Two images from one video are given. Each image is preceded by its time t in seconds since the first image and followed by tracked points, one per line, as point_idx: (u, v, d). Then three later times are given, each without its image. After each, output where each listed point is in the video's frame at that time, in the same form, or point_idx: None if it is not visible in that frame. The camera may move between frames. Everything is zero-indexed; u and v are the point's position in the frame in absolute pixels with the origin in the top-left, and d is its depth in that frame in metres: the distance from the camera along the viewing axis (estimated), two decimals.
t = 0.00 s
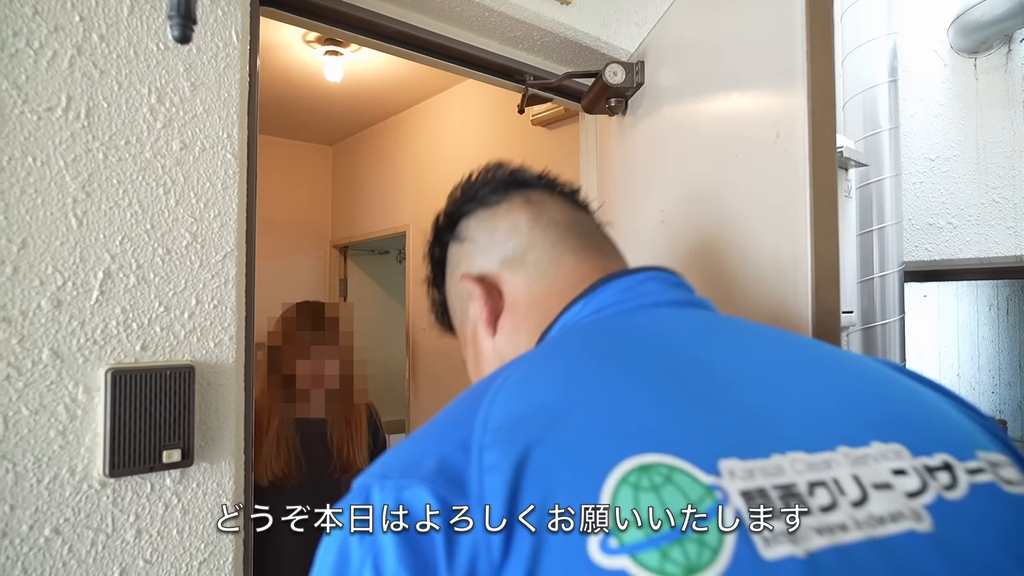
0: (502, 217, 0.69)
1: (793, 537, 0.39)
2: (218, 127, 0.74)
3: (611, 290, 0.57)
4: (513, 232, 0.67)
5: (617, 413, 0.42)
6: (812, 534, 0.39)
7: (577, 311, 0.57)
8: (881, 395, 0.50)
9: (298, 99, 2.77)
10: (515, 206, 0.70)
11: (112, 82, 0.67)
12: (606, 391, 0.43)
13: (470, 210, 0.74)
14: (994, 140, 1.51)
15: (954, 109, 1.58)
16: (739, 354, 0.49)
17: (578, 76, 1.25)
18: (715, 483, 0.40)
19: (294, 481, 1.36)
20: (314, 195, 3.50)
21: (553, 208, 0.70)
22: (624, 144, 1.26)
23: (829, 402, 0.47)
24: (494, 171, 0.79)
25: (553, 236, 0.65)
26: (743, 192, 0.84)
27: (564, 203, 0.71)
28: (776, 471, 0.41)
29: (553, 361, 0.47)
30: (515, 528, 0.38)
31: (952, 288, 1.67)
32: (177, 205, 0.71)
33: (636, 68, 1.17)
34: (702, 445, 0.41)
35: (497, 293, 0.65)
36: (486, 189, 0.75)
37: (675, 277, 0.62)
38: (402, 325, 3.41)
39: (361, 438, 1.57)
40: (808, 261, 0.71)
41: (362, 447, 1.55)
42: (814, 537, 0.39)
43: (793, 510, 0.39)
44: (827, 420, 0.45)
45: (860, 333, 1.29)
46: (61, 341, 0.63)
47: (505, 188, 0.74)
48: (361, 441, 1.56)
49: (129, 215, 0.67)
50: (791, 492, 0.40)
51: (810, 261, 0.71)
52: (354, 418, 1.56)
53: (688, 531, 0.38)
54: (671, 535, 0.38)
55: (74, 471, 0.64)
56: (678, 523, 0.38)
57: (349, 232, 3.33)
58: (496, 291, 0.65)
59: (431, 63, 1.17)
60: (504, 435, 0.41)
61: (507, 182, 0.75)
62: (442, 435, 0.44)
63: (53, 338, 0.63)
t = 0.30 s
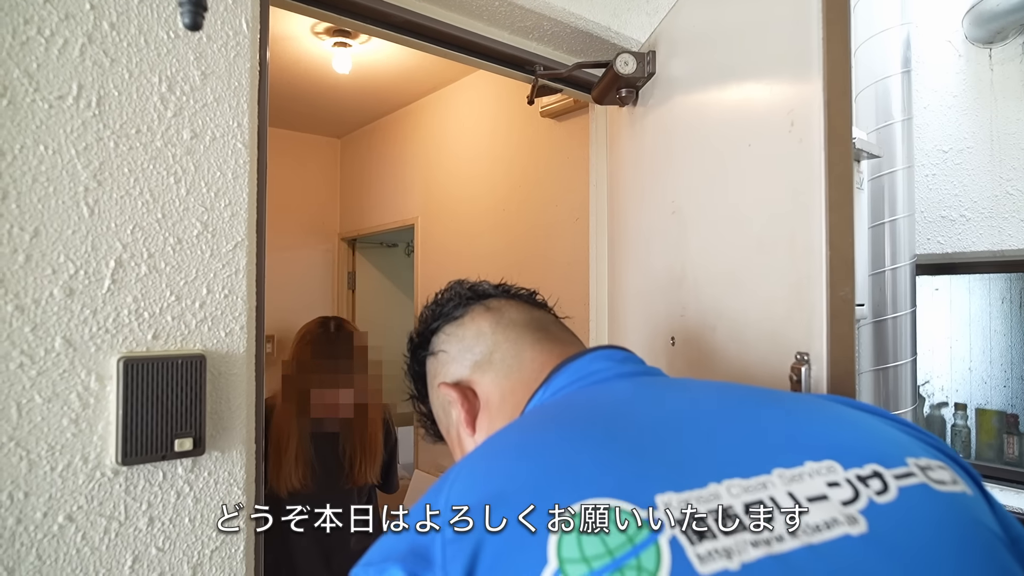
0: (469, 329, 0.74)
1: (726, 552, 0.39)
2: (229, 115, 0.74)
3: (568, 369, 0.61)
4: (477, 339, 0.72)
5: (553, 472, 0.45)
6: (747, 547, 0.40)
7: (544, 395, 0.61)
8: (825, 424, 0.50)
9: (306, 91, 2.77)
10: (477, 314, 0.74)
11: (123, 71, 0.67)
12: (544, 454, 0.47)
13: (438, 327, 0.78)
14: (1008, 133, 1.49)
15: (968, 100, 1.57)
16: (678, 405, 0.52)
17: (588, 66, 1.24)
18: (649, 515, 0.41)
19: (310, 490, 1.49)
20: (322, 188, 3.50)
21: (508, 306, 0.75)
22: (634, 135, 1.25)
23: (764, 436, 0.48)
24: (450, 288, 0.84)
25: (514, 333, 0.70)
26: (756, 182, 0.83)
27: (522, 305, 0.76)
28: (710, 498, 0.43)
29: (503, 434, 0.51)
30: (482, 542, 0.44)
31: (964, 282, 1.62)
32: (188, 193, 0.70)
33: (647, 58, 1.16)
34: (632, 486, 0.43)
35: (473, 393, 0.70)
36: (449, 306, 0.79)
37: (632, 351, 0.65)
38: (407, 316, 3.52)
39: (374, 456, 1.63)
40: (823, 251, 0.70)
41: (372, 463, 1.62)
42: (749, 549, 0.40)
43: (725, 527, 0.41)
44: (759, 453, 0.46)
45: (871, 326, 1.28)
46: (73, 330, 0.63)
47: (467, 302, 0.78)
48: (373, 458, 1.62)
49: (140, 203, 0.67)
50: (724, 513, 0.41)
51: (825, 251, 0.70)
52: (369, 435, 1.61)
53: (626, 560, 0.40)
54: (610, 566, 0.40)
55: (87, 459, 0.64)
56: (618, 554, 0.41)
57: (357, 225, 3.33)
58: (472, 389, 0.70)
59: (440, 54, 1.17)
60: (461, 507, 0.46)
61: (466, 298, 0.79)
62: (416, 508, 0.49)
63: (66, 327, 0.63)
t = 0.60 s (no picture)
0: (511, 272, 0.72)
1: (800, 529, 0.39)
2: (233, 96, 0.73)
3: (611, 332, 0.60)
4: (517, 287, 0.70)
5: (613, 438, 0.44)
6: (820, 524, 0.40)
7: (581, 359, 0.60)
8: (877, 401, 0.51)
9: (309, 78, 2.76)
10: (520, 259, 0.73)
11: (126, 50, 0.66)
12: (603, 420, 0.46)
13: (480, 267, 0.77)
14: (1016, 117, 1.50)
15: (977, 86, 1.55)
16: (733, 375, 0.51)
17: (593, 50, 1.23)
18: (718, 487, 0.41)
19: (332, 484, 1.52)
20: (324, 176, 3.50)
21: (554, 258, 0.73)
22: (639, 120, 1.24)
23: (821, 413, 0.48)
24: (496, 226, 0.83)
25: (559, 288, 0.68)
26: (765, 165, 0.83)
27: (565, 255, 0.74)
28: (780, 471, 0.43)
29: (555, 396, 0.50)
30: (532, 523, 0.41)
31: (970, 269, 1.60)
32: (193, 174, 0.70)
33: (654, 41, 1.14)
34: (697, 455, 0.43)
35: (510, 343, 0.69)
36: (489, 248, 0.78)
37: (673, 316, 0.64)
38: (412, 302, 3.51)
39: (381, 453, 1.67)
40: (833, 232, 0.70)
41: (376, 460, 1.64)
42: (822, 527, 0.40)
43: (799, 503, 0.41)
44: (818, 429, 0.47)
45: (875, 313, 1.27)
46: (80, 310, 0.64)
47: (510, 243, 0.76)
48: (379, 455, 1.65)
49: (145, 184, 0.67)
50: (795, 488, 0.42)
51: (835, 232, 0.70)
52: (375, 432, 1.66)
53: (695, 531, 0.39)
54: (679, 536, 0.39)
55: (95, 438, 0.64)
56: (686, 525, 0.39)
57: (360, 213, 3.33)
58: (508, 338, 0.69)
59: (444, 37, 1.16)
60: (516, 470, 0.44)
61: (511, 239, 0.77)
62: (437, 495, 0.47)
63: (73, 307, 0.63)
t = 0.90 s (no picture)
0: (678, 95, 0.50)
1: (966, 518, 0.35)
2: (233, 90, 0.73)
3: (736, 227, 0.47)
4: (679, 117, 0.50)
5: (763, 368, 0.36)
6: (987, 513, 0.36)
7: (690, 244, 0.48)
8: None
9: (307, 72, 2.75)
10: (696, 78, 0.50)
11: (127, 44, 0.66)
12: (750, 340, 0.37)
13: (624, 49, 0.55)
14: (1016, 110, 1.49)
15: (977, 80, 1.55)
16: (891, 300, 0.42)
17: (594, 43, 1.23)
18: (878, 453, 0.35)
19: (320, 454, 1.50)
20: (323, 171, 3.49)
21: (746, 102, 0.50)
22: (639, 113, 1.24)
23: (988, 365, 0.41)
24: None
25: (722, 156, 0.49)
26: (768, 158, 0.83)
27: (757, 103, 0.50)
28: (944, 441, 0.36)
29: (684, 304, 0.40)
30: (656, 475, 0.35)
31: (970, 263, 1.61)
32: (193, 168, 0.70)
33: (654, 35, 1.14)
34: (864, 412, 0.35)
35: (626, 183, 0.52)
36: (654, 24, 0.54)
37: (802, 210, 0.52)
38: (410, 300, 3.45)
39: (374, 419, 1.60)
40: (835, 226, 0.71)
41: (374, 431, 1.59)
42: (990, 518, 0.36)
43: (962, 487, 0.36)
44: (995, 389, 0.39)
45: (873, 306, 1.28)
46: (81, 304, 0.64)
47: (692, 40, 0.51)
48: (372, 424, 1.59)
49: (146, 177, 0.67)
50: (959, 466, 0.36)
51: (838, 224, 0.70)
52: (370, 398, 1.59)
53: (852, 505, 0.34)
54: (835, 507, 0.34)
55: (97, 431, 0.64)
56: (844, 495, 0.34)
57: (360, 207, 3.33)
58: (626, 178, 0.52)
59: (445, 31, 1.16)
60: (636, 401, 0.37)
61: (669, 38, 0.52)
62: (533, 399, 0.39)
63: (74, 300, 0.63)
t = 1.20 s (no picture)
0: None
1: None
2: (236, 101, 0.74)
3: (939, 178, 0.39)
4: (888, 5, 0.39)
5: None
6: None
7: (890, 180, 0.37)
8: None
9: (309, 79, 2.76)
10: None
11: (131, 55, 0.67)
12: None
13: None
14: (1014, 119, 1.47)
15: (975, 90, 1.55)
16: None
17: (594, 53, 1.23)
18: None
19: (299, 453, 1.48)
20: (324, 177, 3.50)
21: None
22: (639, 123, 1.25)
23: None
24: None
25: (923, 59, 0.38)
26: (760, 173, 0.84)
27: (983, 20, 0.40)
28: None
29: (946, 292, 0.31)
30: (923, 542, 0.28)
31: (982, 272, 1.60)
32: (196, 178, 0.71)
33: (654, 44, 1.15)
34: None
35: (798, 83, 0.41)
36: None
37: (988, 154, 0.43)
38: (412, 306, 3.46)
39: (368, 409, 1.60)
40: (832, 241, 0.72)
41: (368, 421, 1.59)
42: None
43: None
44: None
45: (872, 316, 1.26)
46: (83, 314, 0.64)
47: None
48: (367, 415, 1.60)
49: (148, 188, 0.68)
50: None
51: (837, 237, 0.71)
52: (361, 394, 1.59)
53: None
54: None
55: (97, 441, 0.65)
56: None
57: (360, 213, 3.33)
58: (799, 77, 0.41)
59: (445, 40, 1.16)
60: (908, 433, 0.28)
61: None
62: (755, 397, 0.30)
63: (76, 310, 0.64)
